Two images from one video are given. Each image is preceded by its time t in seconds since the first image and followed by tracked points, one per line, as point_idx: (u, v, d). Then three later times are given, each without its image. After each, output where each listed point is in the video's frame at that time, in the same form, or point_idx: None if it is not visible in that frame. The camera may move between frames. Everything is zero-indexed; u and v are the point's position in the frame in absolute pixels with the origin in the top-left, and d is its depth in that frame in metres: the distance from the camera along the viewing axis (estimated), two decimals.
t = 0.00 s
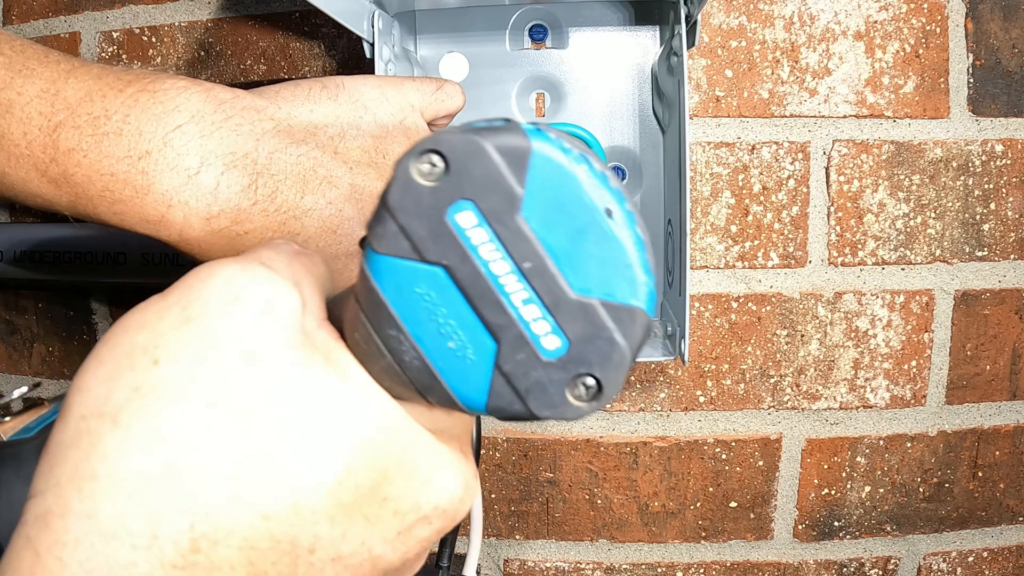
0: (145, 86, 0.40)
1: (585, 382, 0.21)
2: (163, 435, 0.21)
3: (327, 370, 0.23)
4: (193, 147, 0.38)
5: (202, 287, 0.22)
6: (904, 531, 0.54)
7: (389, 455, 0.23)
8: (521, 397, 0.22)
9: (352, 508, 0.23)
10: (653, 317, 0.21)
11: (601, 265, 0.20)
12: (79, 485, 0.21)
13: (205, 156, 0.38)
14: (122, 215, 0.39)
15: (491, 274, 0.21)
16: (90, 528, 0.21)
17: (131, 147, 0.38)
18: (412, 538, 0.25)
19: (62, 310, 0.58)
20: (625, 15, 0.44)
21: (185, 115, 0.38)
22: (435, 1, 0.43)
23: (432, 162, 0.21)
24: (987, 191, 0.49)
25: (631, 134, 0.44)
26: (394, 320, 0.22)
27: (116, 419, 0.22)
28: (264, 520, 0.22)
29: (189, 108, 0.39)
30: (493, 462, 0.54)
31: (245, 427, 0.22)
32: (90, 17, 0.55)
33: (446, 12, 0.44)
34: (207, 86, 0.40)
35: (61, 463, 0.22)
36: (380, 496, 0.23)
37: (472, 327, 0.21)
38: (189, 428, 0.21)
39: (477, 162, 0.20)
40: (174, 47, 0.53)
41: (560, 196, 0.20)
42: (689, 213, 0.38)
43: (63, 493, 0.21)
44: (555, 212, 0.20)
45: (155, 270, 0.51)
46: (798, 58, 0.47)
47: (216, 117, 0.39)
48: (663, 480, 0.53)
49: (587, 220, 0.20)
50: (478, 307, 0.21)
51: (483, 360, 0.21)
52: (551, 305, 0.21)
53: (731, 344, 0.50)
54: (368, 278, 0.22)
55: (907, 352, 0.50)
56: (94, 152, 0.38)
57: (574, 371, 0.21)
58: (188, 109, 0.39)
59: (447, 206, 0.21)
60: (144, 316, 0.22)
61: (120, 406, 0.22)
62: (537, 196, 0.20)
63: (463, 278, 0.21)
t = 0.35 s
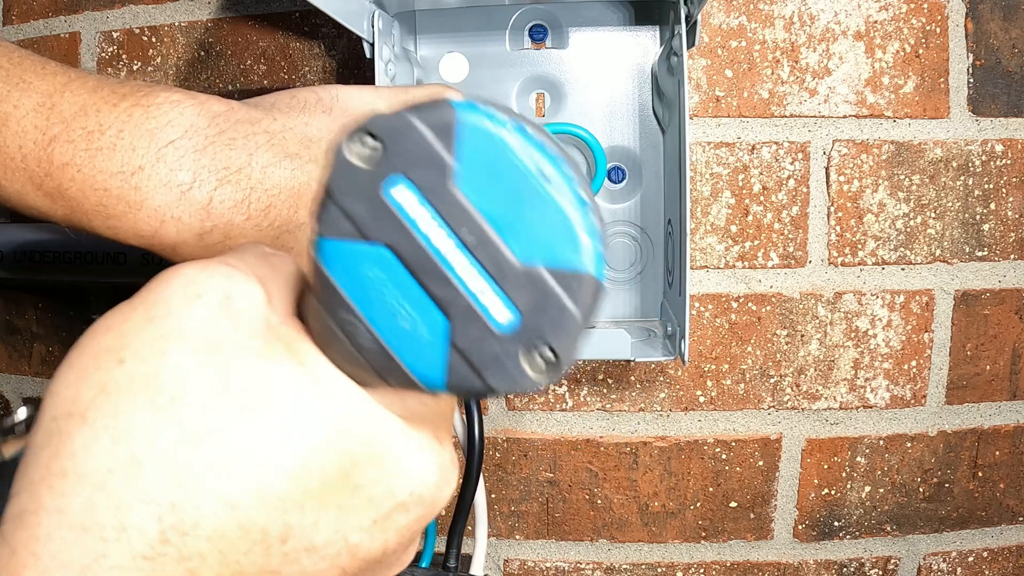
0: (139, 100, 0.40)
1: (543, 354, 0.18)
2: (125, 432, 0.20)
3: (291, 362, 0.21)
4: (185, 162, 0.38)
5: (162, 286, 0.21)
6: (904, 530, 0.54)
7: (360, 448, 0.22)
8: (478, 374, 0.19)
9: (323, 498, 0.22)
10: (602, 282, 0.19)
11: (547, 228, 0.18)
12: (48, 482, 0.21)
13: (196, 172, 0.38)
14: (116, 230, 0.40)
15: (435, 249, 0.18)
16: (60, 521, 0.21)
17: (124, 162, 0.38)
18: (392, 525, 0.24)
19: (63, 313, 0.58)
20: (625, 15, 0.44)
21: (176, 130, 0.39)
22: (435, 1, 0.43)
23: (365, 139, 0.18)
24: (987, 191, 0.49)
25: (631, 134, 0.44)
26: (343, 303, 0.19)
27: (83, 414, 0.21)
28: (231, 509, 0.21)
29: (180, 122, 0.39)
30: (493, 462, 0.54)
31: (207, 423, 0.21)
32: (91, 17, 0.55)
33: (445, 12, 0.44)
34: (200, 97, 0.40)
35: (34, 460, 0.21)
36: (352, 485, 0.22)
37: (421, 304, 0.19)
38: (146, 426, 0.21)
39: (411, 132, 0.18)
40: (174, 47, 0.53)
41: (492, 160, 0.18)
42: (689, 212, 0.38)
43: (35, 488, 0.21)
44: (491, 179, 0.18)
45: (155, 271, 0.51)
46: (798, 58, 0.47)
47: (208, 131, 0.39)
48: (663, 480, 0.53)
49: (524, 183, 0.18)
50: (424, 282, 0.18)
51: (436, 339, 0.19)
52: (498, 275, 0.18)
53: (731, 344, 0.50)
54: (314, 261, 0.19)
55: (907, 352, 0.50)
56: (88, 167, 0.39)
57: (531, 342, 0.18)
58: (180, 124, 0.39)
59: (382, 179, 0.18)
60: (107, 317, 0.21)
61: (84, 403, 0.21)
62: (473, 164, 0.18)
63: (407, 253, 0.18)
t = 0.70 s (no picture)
0: (150, 91, 0.40)
1: (545, 325, 0.19)
2: (133, 425, 0.22)
3: (294, 350, 0.22)
4: (198, 153, 0.38)
5: (167, 281, 0.22)
6: (904, 530, 0.54)
7: (366, 434, 0.23)
8: (481, 348, 0.19)
9: (331, 486, 0.23)
10: (603, 253, 0.20)
11: (543, 200, 0.19)
12: (59, 481, 0.22)
13: (208, 163, 0.38)
14: (124, 222, 0.39)
15: (434, 227, 0.19)
16: (69, 519, 0.22)
17: (133, 153, 0.38)
18: (403, 514, 0.24)
19: (63, 312, 0.58)
20: (625, 15, 0.44)
21: (188, 121, 0.39)
22: (435, 1, 0.43)
23: (364, 126, 0.20)
24: (987, 191, 0.49)
25: (631, 134, 0.44)
26: (346, 284, 0.20)
27: (90, 413, 0.22)
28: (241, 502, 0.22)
29: (191, 114, 0.39)
30: (493, 462, 0.54)
31: (215, 414, 0.22)
32: (91, 17, 0.55)
33: (445, 12, 0.44)
34: (211, 90, 0.40)
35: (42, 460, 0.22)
36: (360, 471, 0.23)
37: (423, 284, 0.20)
38: (159, 417, 0.22)
39: (406, 116, 0.20)
40: (174, 47, 0.53)
41: (487, 135, 0.19)
42: (689, 212, 0.38)
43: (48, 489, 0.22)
44: (486, 153, 0.19)
45: (155, 271, 0.51)
46: (798, 58, 0.47)
47: (219, 123, 0.39)
48: (663, 480, 0.53)
49: (519, 156, 0.19)
50: (424, 260, 0.19)
51: (438, 317, 0.20)
52: (496, 250, 0.19)
53: (731, 344, 0.50)
54: (315, 247, 0.20)
55: (907, 352, 0.50)
56: (97, 157, 0.38)
57: (531, 313, 0.19)
58: (191, 115, 0.39)
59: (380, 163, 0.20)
60: (116, 313, 0.23)
61: (93, 400, 0.22)
62: (467, 140, 0.19)
63: (406, 233, 0.19)
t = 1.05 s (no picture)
0: (155, 87, 0.40)
1: (573, 368, 0.22)
2: (166, 474, 0.22)
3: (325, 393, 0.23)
4: (203, 150, 0.38)
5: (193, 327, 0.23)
6: (904, 531, 0.54)
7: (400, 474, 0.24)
8: (510, 393, 0.22)
9: (365, 525, 0.24)
10: (627, 295, 0.22)
11: (565, 247, 0.21)
12: (92, 530, 0.21)
13: (214, 160, 0.38)
14: (129, 219, 0.39)
15: (462, 279, 0.21)
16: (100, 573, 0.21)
17: (139, 149, 0.38)
18: (433, 550, 0.25)
19: (63, 312, 0.58)
20: (625, 15, 0.44)
21: (195, 117, 0.38)
22: (435, 1, 0.43)
23: (383, 177, 0.22)
24: (987, 191, 0.49)
25: (631, 134, 0.44)
26: (373, 334, 0.22)
27: (121, 461, 0.22)
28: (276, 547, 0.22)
29: (199, 110, 0.39)
30: (493, 462, 0.54)
31: (253, 456, 0.22)
32: (91, 17, 0.55)
33: (445, 12, 0.44)
34: (218, 88, 0.40)
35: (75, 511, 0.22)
36: (393, 510, 0.24)
37: (449, 331, 0.22)
38: (196, 463, 0.22)
39: (425, 165, 0.21)
40: (174, 47, 0.53)
41: (510, 185, 0.21)
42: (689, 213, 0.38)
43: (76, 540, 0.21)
44: (510, 202, 0.21)
45: (155, 271, 0.51)
46: (798, 58, 0.47)
47: (226, 120, 0.39)
48: (663, 480, 0.53)
49: (544, 205, 0.21)
50: (453, 311, 0.22)
51: (466, 362, 0.22)
52: (524, 297, 0.21)
53: (731, 344, 0.50)
54: (343, 299, 0.22)
55: (907, 352, 0.50)
56: (101, 153, 0.39)
57: (560, 358, 0.21)
58: (198, 112, 0.39)
59: (404, 216, 0.21)
60: (139, 362, 0.23)
61: (123, 450, 0.22)
62: (490, 191, 0.21)
63: (434, 285, 0.22)
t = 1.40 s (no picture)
0: (149, 91, 0.40)
1: (578, 329, 0.20)
2: (169, 455, 0.22)
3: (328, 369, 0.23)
4: (197, 153, 0.38)
5: (193, 308, 0.23)
6: (904, 531, 0.54)
7: (406, 449, 0.24)
8: (517, 356, 0.21)
9: (370, 505, 0.23)
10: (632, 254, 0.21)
11: (568, 205, 0.20)
12: (98, 513, 0.22)
13: (208, 163, 0.38)
14: (124, 222, 0.39)
15: (462, 241, 0.20)
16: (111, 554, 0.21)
17: (133, 152, 0.38)
18: (443, 529, 0.25)
19: (62, 312, 0.58)
20: (625, 15, 0.44)
21: (187, 120, 0.39)
22: (435, 1, 0.43)
23: (385, 143, 0.21)
24: (987, 191, 0.49)
25: (631, 134, 0.44)
26: (377, 302, 0.21)
27: (124, 443, 0.22)
28: (283, 526, 0.22)
29: (190, 114, 0.39)
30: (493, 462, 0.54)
31: (253, 435, 0.22)
32: (91, 17, 0.55)
33: (445, 12, 0.44)
34: (209, 91, 0.40)
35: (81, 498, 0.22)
36: (397, 488, 0.24)
37: (454, 296, 0.21)
38: (198, 444, 0.22)
39: (426, 129, 0.20)
40: (174, 47, 0.53)
41: (511, 143, 0.20)
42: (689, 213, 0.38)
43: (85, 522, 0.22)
44: (511, 163, 0.20)
45: (154, 271, 0.51)
46: (798, 58, 0.47)
47: (219, 123, 0.39)
48: (663, 480, 0.53)
49: (544, 162, 0.20)
50: (455, 274, 0.21)
51: (472, 329, 0.21)
52: (527, 258, 0.20)
53: (731, 344, 0.50)
54: (345, 268, 0.22)
55: (907, 352, 0.50)
56: (95, 157, 0.38)
57: (565, 320, 0.20)
58: (190, 115, 0.39)
59: (406, 181, 0.21)
60: (142, 343, 0.23)
61: (125, 432, 0.22)
62: (491, 153, 0.20)
63: (436, 249, 0.21)
